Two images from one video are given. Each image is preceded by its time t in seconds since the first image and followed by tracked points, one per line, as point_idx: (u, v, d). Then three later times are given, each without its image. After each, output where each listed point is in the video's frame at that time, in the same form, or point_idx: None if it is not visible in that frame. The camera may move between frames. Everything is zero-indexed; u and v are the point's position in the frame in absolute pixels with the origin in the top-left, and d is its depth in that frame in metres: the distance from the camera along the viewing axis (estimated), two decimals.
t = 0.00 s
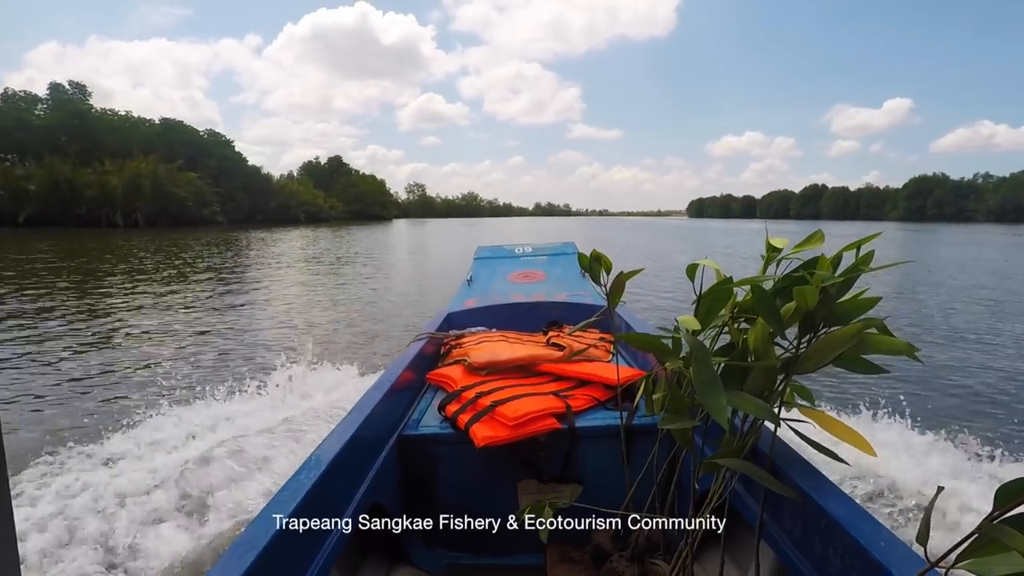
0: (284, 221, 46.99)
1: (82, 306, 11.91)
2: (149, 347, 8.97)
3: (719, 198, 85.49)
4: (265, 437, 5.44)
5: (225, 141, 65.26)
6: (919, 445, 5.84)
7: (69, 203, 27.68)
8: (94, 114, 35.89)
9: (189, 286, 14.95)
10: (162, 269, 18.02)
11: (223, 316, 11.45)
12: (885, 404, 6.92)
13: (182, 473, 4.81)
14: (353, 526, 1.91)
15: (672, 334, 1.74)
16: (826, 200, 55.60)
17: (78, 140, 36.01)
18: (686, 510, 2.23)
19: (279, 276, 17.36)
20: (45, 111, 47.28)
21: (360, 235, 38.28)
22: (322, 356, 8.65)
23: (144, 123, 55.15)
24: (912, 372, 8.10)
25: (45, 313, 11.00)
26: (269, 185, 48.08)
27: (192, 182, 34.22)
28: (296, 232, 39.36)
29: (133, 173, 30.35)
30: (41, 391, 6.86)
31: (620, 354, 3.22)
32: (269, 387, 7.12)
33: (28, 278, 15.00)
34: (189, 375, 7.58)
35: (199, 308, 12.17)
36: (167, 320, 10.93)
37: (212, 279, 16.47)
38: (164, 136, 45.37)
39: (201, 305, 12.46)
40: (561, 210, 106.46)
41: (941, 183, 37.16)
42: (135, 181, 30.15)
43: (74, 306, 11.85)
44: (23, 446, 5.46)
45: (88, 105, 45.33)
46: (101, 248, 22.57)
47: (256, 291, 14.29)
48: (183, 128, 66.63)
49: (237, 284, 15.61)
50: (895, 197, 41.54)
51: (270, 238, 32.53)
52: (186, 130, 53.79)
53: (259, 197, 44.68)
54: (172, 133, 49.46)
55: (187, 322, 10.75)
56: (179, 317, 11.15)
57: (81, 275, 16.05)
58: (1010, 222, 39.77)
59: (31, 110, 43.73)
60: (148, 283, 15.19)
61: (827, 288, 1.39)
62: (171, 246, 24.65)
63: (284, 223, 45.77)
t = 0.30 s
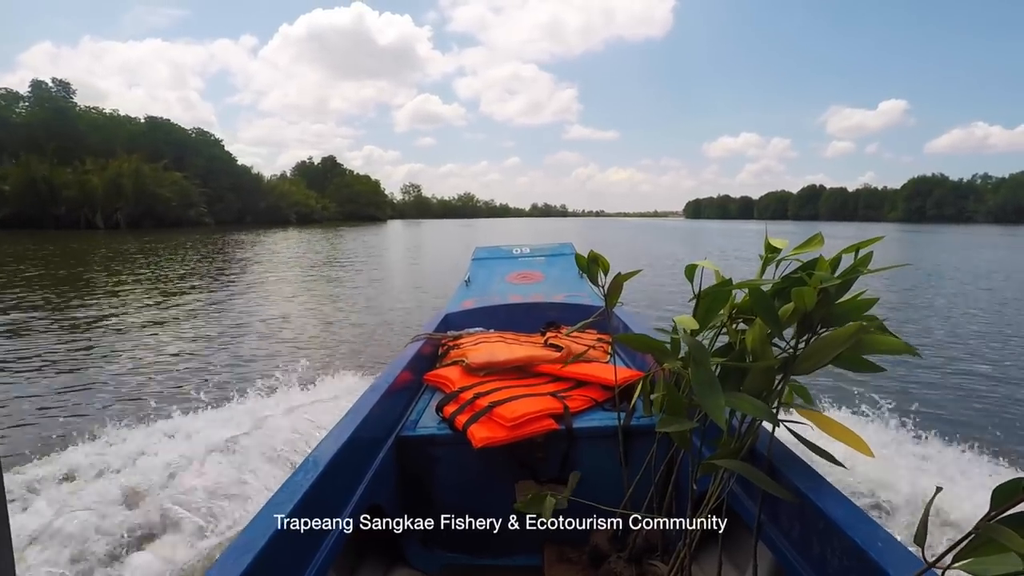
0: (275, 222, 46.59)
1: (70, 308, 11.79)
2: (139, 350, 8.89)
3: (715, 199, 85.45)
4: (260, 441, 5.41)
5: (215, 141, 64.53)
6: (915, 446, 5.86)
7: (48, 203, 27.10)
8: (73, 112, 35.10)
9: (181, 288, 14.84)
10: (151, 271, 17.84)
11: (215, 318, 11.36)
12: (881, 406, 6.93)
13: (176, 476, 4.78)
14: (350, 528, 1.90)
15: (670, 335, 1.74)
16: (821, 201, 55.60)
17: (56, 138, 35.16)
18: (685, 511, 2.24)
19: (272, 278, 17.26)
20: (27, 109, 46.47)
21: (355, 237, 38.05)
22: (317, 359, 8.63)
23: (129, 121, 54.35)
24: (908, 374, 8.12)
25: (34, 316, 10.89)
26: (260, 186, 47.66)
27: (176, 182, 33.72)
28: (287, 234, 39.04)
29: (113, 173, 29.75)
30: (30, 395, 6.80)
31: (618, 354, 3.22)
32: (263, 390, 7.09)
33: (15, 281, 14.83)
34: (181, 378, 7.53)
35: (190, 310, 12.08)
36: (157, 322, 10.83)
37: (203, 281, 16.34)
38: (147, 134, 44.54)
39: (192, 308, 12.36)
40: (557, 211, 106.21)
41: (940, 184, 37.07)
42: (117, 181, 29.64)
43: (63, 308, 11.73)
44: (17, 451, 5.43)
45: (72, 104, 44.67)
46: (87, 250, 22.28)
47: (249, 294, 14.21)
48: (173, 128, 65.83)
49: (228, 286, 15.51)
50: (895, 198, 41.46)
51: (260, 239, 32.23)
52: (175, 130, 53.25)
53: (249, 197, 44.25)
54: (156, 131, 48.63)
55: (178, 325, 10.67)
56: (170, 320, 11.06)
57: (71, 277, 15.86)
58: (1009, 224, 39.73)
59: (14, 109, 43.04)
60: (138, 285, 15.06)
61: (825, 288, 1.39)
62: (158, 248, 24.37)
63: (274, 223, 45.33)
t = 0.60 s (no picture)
0: (263, 222, 46.00)
1: (55, 310, 11.60)
2: (126, 352, 8.78)
3: (709, 199, 85.44)
4: (254, 441, 5.38)
5: (204, 139, 63.72)
6: (910, 445, 5.88)
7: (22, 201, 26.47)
8: (51, 108, 34.25)
9: (171, 289, 14.68)
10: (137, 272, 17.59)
11: (204, 320, 11.24)
12: (876, 404, 6.95)
13: (169, 478, 4.74)
14: (347, 529, 1.89)
15: (667, 334, 1.74)
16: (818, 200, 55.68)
17: (31, 133, 34.18)
18: (682, 509, 2.24)
19: (264, 278, 17.14)
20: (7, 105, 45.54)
21: (347, 236, 37.75)
22: (310, 359, 8.58)
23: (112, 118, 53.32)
24: (902, 373, 8.15)
25: (22, 317, 10.75)
26: (248, 184, 47.07)
27: (159, 180, 33.15)
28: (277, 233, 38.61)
29: (91, 170, 29.05)
30: (18, 397, 6.72)
31: (615, 354, 3.22)
32: (256, 391, 7.04)
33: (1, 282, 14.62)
34: (173, 380, 7.47)
35: (179, 312, 11.95)
36: (145, 323, 10.70)
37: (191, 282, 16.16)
38: (129, 130, 43.65)
39: (180, 309, 12.23)
40: (551, 210, 106.02)
41: (936, 183, 37.06)
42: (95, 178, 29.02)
43: (51, 309, 11.58)
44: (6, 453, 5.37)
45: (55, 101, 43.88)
46: (69, 250, 21.87)
47: (241, 295, 14.10)
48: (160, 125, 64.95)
49: (218, 287, 15.36)
50: (892, 198, 41.42)
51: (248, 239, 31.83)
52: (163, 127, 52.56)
53: (236, 195, 43.65)
54: (139, 127, 47.69)
55: (166, 326, 10.55)
56: (158, 321, 10.94)
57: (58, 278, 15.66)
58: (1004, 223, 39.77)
59: None
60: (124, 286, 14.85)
61: (822, 287, 1.40)
62: (143, 248, 24.00)
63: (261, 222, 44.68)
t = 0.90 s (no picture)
0: (249, 222, 45.34)
1: (38, 314, 11.42)
2: (114, 356, 8.66)
3: (701, 198, 85.40)
4: (247, 445, 5.33)
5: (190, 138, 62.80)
6: (903, 442, 5.91)
7: None
8: (23, 105, 33.34)
9: (159, 292, 14.52)
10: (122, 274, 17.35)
11: (192, 323, 11.12)
12: (869, 404, 6.97)
13: (161, 484, 4.70)
14: (342, 530, 1.88)
15: (662, 332, 1.74)
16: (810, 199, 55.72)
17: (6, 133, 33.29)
18: (678, 508, 2.25)
19: (254, 280, 17.00)
20: None
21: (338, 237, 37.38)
22: (303, 361, 8.52)
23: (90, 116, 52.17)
24: (894, 372, 8.18)
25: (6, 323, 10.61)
26: (233, 184, 46.38)
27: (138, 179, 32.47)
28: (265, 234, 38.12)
29: (66, 168, 28.31)
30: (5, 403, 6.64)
31: (610, 353, 3.22)
32: (247, 395, 6.98)
33: None
34: (163, 384, 7.41)
35: (166, 315, 11.80)
36: (132, 328, 10.58)
37: (179, 284, 15.96)
38: (108, 128, 42.75)
39: (168, 312, 12.08)
40: (543, 209, 105.66)
41: (931, 181, 37.03)
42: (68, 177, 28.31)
43: (35, 313, 11.42)
44: None
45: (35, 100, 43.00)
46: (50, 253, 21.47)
47: (231, 298, 13.98)
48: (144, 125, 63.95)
49: (206, 290, 15.18)
50: (887, 196, 41.36)
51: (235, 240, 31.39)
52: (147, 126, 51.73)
53: (221, 195, 42.93)
54: (119, 126, 46.69)
55: (154, 330, 10.42)
56: (145, 325, 10.81)
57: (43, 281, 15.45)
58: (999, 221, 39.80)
59: None
60: (109, 290, 14.63)
61: (814, 284, 1.40)
62: (127, 250, 23.61)
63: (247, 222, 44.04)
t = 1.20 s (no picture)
0: (228, 224, 44.49)
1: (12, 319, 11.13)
2: (92, 361, 8.48)
3: (686, 200, 85.77)
4: (231, 451, 5.26)
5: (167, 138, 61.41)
6: (886, 442, 5.99)
7: None
8: None
9: (137, 296, 14.23)
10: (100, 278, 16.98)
11: (173, 327, 10.92)
12: (852, 405, 7.05)
13: (143, 490, 4.61)
14: (331, 536, 1.86)
15: (650, 333, 1.76)
16: (794, 202, 56.13)
17: None
18: (668, 508, 2.26)
19: (236, 284, 16.75)
20: None
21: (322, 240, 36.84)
22: (287, 365, 8.43)
23: (60, 114, 50.66)
24: (878, 374, 8.27)
25: None
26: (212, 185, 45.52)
27: (108, 180, 31.49)
28: (246, 236, 37.49)
29: (27, 168, 27.18)
30: None
31: (599, 354, 3.24)
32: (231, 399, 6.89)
33: None
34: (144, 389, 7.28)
35: (145, 319, 11.58)
36: (111, 332, 10.36)
37: (158, 288, 15.67)
38: (79, 127, 41.48)
39: (147, 316, 11.86)
40: (529, 212, 105.52)
41: (916, 184, 37.32)
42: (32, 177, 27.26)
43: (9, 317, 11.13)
44: None
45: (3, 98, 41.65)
46: (23, 255, 20.88)
47: (212, 301, 13.74)
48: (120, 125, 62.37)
49: (186, 293, 14.93)
50: (873, 199, 41.67)
51: (215, 242, 30.83)
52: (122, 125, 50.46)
53: (198, 196, 42.03)
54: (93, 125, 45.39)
55: (134, 334, 10.22)
56: (124, 329, 10.60)
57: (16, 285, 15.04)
58: (981, 223, 40.22)
59: None
60: (85, 293, 14.30)
61: (799, 285, 1.43)
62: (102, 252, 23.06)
63: (226, 223, 43.22)
